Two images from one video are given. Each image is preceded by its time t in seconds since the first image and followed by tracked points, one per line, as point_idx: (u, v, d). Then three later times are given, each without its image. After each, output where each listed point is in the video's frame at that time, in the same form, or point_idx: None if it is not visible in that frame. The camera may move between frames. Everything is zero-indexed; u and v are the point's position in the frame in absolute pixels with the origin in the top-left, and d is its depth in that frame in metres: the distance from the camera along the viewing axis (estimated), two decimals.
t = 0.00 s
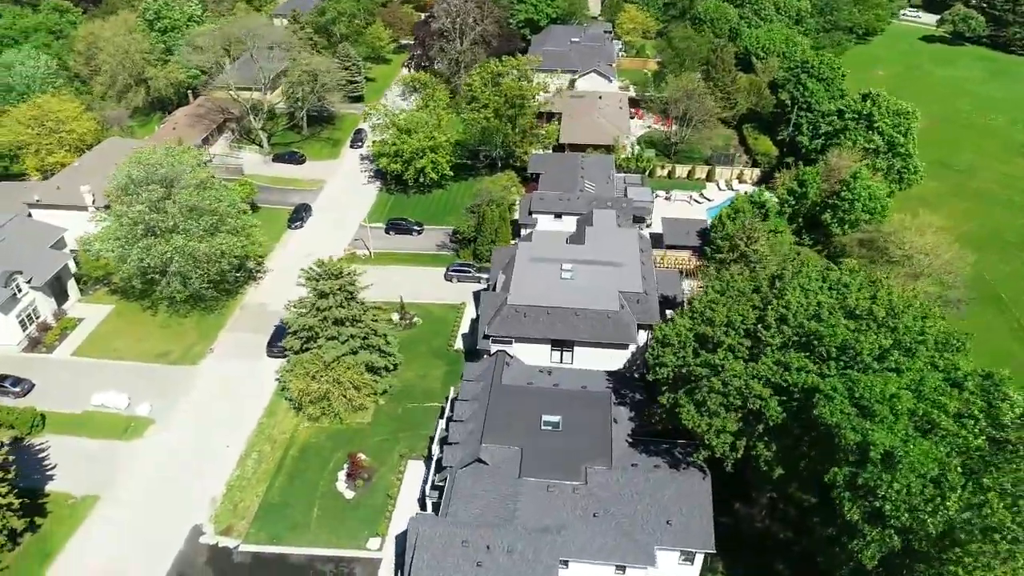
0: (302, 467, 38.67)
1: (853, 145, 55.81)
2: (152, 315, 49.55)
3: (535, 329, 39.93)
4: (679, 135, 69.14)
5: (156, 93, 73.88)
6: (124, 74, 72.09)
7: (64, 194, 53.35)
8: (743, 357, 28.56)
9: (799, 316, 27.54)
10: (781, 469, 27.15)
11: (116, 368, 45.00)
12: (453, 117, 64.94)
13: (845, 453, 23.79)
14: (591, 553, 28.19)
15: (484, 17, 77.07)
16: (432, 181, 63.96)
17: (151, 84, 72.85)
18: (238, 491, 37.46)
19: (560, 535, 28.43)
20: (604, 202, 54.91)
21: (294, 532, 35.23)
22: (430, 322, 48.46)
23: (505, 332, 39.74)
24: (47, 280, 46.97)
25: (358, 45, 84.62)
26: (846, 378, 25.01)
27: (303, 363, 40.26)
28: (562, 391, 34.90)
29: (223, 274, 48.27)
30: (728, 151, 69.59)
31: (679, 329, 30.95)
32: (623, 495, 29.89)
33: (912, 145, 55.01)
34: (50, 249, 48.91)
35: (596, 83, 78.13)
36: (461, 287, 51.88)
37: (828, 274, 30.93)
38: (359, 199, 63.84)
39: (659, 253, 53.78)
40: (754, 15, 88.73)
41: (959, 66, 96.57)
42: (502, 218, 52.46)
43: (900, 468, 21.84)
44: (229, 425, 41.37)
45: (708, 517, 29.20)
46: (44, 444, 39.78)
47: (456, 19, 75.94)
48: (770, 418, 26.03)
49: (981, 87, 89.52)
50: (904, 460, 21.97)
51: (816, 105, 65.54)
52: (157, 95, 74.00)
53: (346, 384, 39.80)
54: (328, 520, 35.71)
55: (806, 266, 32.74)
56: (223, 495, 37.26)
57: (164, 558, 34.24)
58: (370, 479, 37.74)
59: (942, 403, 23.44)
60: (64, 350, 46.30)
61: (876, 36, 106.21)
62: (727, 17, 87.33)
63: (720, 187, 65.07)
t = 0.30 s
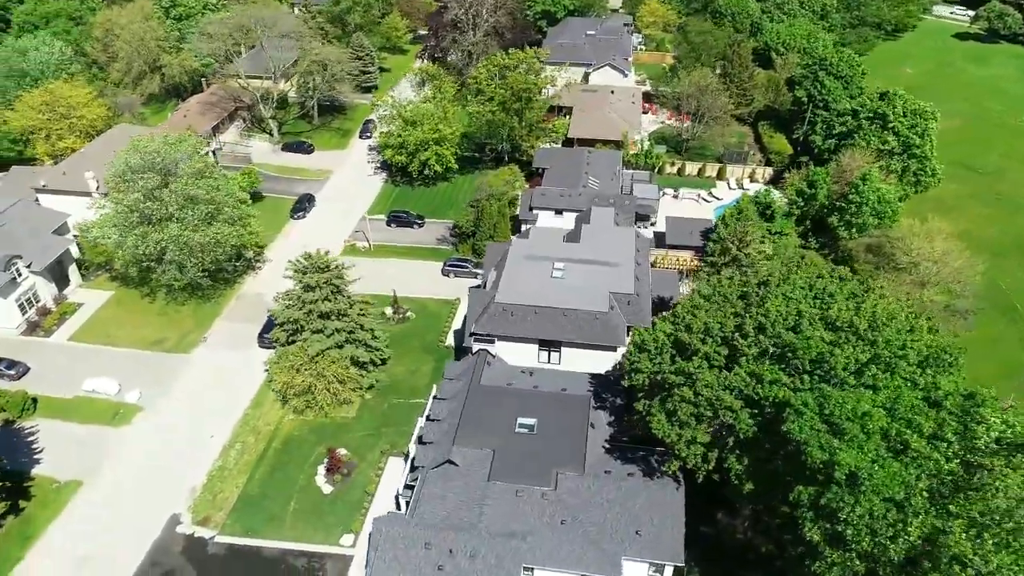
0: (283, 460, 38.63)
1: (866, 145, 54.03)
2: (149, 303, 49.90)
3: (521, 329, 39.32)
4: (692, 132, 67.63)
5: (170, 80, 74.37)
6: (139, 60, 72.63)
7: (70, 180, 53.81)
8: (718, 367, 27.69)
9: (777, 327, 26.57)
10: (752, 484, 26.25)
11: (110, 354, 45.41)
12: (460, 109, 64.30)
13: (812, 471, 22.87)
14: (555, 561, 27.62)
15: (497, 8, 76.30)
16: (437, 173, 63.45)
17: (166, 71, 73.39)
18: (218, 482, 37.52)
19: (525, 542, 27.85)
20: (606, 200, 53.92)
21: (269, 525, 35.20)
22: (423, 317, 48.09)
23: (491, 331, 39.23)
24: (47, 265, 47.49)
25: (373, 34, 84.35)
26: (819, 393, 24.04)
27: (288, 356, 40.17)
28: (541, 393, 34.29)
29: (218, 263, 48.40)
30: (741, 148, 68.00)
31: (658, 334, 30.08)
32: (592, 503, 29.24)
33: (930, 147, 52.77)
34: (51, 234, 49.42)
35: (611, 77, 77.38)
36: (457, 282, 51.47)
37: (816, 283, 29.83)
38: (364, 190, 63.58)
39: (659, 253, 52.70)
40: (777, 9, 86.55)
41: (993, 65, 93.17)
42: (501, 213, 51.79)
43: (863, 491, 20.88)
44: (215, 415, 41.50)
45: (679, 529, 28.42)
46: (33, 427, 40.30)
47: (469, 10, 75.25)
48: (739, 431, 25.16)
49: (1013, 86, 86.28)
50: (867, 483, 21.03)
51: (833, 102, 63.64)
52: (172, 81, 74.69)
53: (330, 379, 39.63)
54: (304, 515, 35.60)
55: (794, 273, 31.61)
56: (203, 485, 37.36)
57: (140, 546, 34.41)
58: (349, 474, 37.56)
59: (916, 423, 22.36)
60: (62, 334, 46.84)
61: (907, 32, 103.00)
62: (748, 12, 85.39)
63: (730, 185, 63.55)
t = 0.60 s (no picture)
0: (270, 449, 38.79)
1: (889, 149, 52.04)
2: (156, 287, 50.52)
3: (512, 327, 38.75)
4: (711, 130, 65.86)
5: (194, 66, 75.15)
6: (165, 46, 73.51)
7: (86, 163, 54.68)
8: (695, 378, 26.81)
9: (756, 340, 25.56)
10: (723, 500, 25.32)
11: (113, 336, 46.10)
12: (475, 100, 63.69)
13: (777, 493, 21.93)
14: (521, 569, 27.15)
15: None
16: (450, 166, 62.99)
17: (190, 58, 74.21)
18: (205, 468, 37.81)
19: (491, 547, 27.38)
20: (615, 198, 52.88)
21: (250, 514, 35.35)
22: (422, 311, 47.87)
23: (482, 329, 38.72)
24: (57, 246, 48.35)
25: (397, 24, 84.12)
26: (791, 411, 23.04)
27: (280, 346, 40.30)
28: (524, 394, 33.74)
29: (221, 251, 48.73)
30: (762, 149, 66.21)
31: (639, 340, 29.23)
32: (564, 510, 28.64)
33: (956, 152, 50.59)
34: (63, 216, 50.28)
35: (635, 72, 76.32)
36: (459, 277, 51.14)
37: (806, 295, 28.65)
38: (376, 181, 63.46)
39: (667, 253, 51.31)
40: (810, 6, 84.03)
41: None
42: (507, 208, 51.16)
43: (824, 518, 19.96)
44: (208, 401, 41.85)
45: (649, 542, 27.67)
46: (33, 406, 41.11)
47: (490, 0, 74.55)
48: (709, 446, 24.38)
49: None
50: (830, 509, 20.10)
51: (860, 103, 61.46)
52: (196, 67, 75.47)
53: (320, 371, 39.64)
54: (286, 506, 35.67)
55: (786, 282, 30.40)
56: (190, 471, 37.67)
57: (124, 528, 34.83)
58: (333, 466, 37.56)
59: (890, 447, 21.25)
60: (69, 316, 47.68)
61: (950, 30, 99.04)
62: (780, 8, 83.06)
63: (748, 186, 61.88)
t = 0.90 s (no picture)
0: (258, 437, 39.00)
1: (912, 155, 49.91)
2: (163, 270, 51.14)
3: (502, 326, 38.16)
4: (732, 130, 64.07)
5: (220, 53, 75.87)
6: (191, 32, 74.35)
7: (103, 147, 55.57)
8: (668, 388, 25.96)
9: (729, 351, 24.61)
10: (689, 517, 24.49)
11: (118, 319, 46.80)
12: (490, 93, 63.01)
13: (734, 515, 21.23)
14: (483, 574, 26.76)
15: None
16: (463, 159, 62.45)
17: (216, 44, 74.95)
18: (193, 454, 38.18)
19: (453, 550, 27.04)
20: (623, 197, 51.81)
21: (232, 502, 35.60)
22: (421, 306, 47.61)
23: (472, 327, 38.22)
24: (69, 228, 49.22)
25: (423, 14, 83.70)
26: (756, 430, 22.13)
27: (272, 336, 40.42)
28: (505, 396, 33.21)
29: (226, 238, 49.05)
30: (784, 150, 64.26)
31: (616, 346, 28.39)
32: (532, 517, 28.11)
33: (983, 160, 48.17)
34: (77, 198, 51.15)
35: (660, 68, 74.38)
36: (462, 272, 50.78)
37: (792, 307, 27.50)
38: (389, 171, 63.26)
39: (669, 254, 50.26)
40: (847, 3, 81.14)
41: None
42: (512, 204, 50.48)
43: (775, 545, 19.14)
44: (203, 387, 42.22)
45: (616, 555, 26.99)
46: (34, 384, 42.00)
47: None
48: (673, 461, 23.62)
49: None
50: (782, 536, 19.26)
51: (888, 105, 59.11)
52: (221, 54, 76.18)
53: (310, 362, 39.65)
54: (267, 495, 35.84)
55: (774, 293, 29.24)
56: (178, 456, 38.08)
57: (109, 510, 35.35)
58: (318, 458, 37.60)
59: (854, 472, 20.28)
60: (77, 297, 48.54)
61: (999, 31, 94.73)
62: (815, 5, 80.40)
63: (767, 188, 60.11)
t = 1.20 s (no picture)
0: (243, 426, 39.19)
1: (930, 161, 47.96)
2: (168, 255, 51.66)
3: (488, 325, 37.59)
4: (750, 129, 62.22)
5: (241, 40, 76.42)
6: (214, 19, 74.96)
7: (117, 131, 56.32)
8: (633, 398, 25.26)
9: (694, 363, 23.80)
10: (645, 532, 23.76)
11: (120, 303, 47.45)
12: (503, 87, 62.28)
13: (681, 534, 20.60)
14: None
15: None
16: (473, 152, 61.94)
17: (237, 31, 75.45)
18: (178, 439, 38.53)
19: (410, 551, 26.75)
20: (628, 196, 50.72)
21: (211, 489, 35.84)
22: (417, 300, 47.30)
23: (458, 325, 37.69)
24: (77, 211, 50.01)
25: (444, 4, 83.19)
26: (711, 448, 21.36)
27: (262, 325, 40.49)
28: (480, 396, 32.74)
29: (227, 226, 49.29)
30: (804, 151, 62.34)
31: (587, 351, 27.64)
32: (494, 522, 27.66)
33: (1005, 168, 45.98)
34: (87, 181, 51.91)
35: (681, 65, 73.02)
36: (461, 267, 50.35)
37: (769, 318, 26.52)
38: (399, 163, 63.00)
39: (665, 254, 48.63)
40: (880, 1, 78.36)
41: None
42: (514, 200, 49.83)
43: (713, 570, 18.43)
44: (195, 374, 42.57)
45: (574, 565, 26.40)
46: (33, 363, 42.82)
47: None
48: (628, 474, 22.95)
49: None
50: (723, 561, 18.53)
51: (912, 108, 56.86)
52: (243, 41, 76.71)
53: (297, 353, 39.61)
54: (245, 484, 36.00)
55: (753, 303, 28.17)
56: (164, 440, 38.49)
57: (92, 491, 35.87)
58: (299, 449, 37.64)
59: (804, 497, 19.49)
60: (82, 279, 49.34)
61: None
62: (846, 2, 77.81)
63: (782, 190, 58.43)
